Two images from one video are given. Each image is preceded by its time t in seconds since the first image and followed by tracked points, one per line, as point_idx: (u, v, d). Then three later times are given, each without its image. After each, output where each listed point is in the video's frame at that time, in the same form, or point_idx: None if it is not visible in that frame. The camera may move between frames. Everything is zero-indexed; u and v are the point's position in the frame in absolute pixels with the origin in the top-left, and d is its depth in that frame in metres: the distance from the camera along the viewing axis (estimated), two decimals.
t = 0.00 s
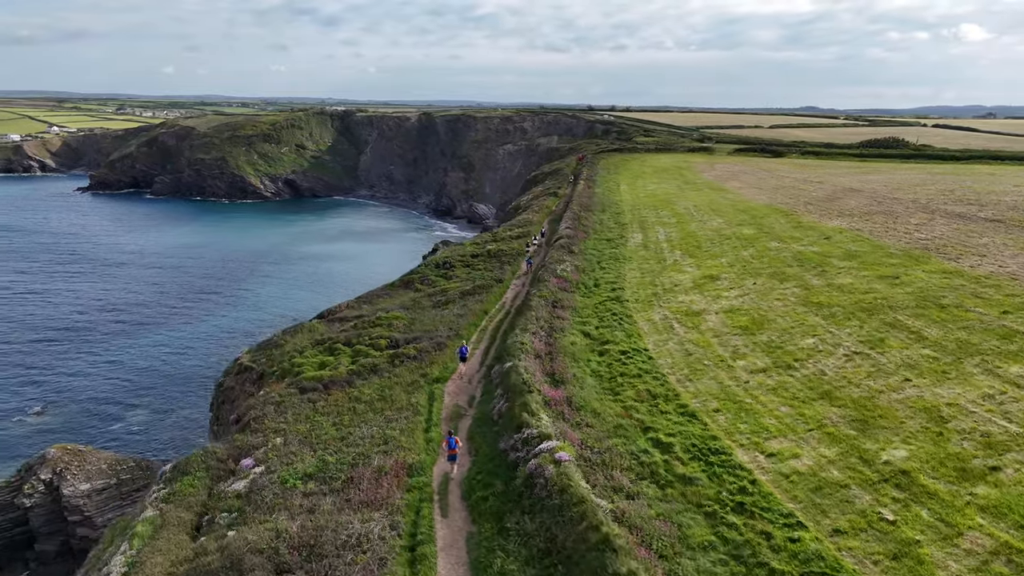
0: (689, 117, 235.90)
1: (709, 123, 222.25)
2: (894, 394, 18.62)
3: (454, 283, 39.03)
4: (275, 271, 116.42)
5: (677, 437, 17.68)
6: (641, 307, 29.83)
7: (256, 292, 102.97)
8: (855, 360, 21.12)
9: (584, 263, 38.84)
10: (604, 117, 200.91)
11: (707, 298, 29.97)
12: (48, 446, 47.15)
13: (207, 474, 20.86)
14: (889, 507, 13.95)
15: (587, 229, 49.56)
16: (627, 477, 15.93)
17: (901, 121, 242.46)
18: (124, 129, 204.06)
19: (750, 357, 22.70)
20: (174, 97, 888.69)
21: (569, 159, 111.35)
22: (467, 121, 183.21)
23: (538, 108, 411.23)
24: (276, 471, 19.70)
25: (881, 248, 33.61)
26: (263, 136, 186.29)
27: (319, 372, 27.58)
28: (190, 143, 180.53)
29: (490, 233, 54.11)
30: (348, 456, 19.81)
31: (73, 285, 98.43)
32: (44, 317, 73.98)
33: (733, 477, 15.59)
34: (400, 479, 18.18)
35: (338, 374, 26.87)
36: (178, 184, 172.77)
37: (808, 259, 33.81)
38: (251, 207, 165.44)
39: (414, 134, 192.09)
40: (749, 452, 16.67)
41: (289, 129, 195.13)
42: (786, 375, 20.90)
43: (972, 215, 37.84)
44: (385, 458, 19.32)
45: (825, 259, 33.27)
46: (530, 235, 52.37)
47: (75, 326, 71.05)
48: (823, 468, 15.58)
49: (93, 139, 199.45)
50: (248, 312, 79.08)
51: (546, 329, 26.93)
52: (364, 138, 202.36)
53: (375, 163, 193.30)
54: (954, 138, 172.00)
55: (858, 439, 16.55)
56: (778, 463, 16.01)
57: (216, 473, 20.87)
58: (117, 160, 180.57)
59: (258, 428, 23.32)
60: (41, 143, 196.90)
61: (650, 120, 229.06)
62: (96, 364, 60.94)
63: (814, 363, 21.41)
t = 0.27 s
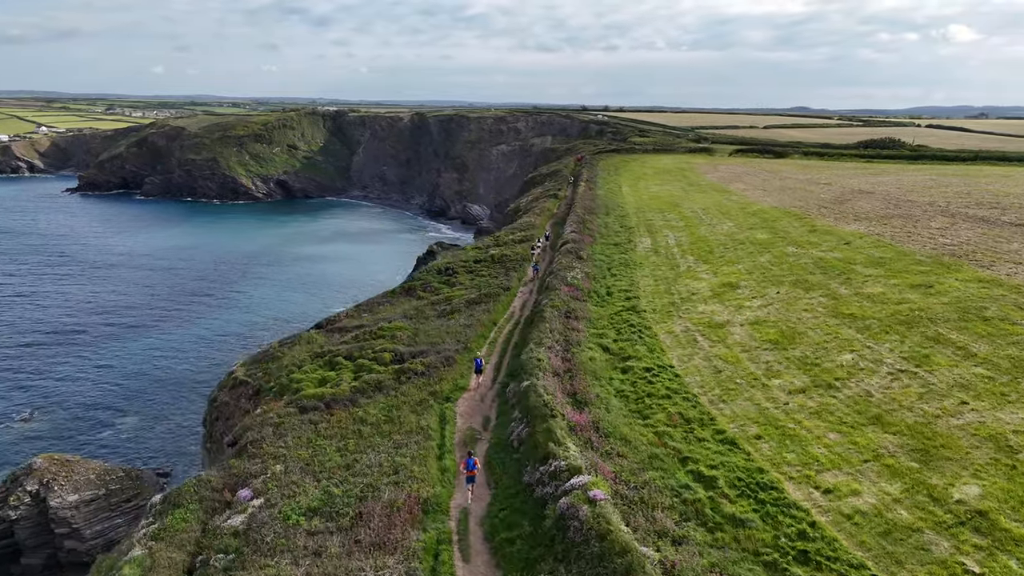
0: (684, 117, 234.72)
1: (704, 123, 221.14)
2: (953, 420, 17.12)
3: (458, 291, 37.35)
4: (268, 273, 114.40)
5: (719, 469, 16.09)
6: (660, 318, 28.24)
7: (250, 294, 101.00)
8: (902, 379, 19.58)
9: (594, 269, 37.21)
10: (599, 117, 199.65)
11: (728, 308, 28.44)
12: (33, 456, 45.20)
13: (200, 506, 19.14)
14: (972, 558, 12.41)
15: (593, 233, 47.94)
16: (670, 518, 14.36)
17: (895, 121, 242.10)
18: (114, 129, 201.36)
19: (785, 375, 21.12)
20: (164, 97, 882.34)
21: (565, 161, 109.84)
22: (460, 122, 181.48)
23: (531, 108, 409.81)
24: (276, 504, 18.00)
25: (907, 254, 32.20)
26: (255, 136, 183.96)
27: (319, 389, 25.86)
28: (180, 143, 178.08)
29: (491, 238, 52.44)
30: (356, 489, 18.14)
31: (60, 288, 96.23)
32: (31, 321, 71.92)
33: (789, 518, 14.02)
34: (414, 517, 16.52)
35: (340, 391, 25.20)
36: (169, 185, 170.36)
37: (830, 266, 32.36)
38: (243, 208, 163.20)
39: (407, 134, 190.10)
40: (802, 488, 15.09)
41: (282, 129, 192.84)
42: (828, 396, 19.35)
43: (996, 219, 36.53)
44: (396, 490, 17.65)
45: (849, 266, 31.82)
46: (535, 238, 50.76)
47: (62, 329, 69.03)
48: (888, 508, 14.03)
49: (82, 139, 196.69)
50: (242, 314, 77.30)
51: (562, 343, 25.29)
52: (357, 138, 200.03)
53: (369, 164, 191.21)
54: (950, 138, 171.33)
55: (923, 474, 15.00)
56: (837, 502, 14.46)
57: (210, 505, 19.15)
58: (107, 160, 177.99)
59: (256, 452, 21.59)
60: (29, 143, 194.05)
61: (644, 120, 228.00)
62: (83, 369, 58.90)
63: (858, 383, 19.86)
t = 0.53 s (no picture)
0: (676, 118, 233.91)
1: (696, 123, 220.23)
2: (1018, 449, 15.56)
3: (460, 300, 35.64)
4: (259, 275, 112.26)
5: (766, 508, 14.47)
6: (677, 330, 26.62)
7: (240, 297, 98.91)
8: (952, 402, 18.02)
9: (602, 275, 35.58)
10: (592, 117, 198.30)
11: (749, 320, 26.84)
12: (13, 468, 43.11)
13: (186, 544, 17.31)
14: None
15: (596, 237, 46.28)
16: (718, 570, 12.74)
17: (887, 121, 242.08)
18: (101, 129, 198.36)
19: (822, 396, 19.51)
20: (153, 96, 875.32)
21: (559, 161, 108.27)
22: (452, 122, 179.63)
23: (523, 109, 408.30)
24: (271, 545, 16.20)
25: (932, 260, 30.74)
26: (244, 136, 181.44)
27: (316, 409, 24.07)
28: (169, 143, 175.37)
29: (490, 242, 50.76)
30: (359, 527, 16.39)
31: (45, 290, 93.86)
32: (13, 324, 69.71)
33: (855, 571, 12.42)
34: (425, 562, 14.81)
35: (338, 411, 23.44)
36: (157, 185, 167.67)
37: (853, 273, 30.84)
38: (233, 209, 160.78)
39: (398, 134, 188.01)
40: (863, 533, 13.47)
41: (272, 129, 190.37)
42: (873, 421, 17.76)
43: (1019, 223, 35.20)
44: (404, 531, 15.91)
45: (872, 273, 30.31)
46: (535, 242, 49.14)
47: (46, 333, 66.85)
48: (965, 559, 12.45)
49: (69, 140, 193.64)
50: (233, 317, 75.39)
51: (576, 358, 23.61)
52: (348, 138, 197.70)
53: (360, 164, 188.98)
54: (942, 138, 170.97)
55: (998, 517, 13.41)
56: (905, 549, 12.87)
57: (197, 544, 17.33)
58: (94, 161, 175.09)
59: (248, 482, 19.76)
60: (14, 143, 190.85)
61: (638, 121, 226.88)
62: (67, 374, 56.70)
63: (904, 405, 18.28)
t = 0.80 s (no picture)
0: (665, 118, 233.17)
1: (685, 124, 219.52)
2: None
3: (458, 309, 33.84)
4: (245, 277, 109.93)
5: (820, 558, 12.85)
6: (693, 343, 24.95)
7: (227, 300, 96.71)
8: (1008, 428, 16.48)
9: (606, 283, 33.93)
10: (581, 117, 197.11)
11: (769, 332, 25.22)
12: None
13: None
14: None
15: (596, 241, 44.64)
16: None
17: (871, 121, 241.15)
18: (83, 130, 194.72)
19: (861, 419, 17.90)
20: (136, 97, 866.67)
21: (550, 162, 106.73)
22: (440, 122, 177.64)
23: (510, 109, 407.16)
24: None
25: (955, 266, 29.34)
26: (229, 137, 178.41)
27: (308, 432, 22.19)
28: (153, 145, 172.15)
29: (485, 247, 49.02)
30: None
31: (25, 293, 91.21)
32: None
33: None
34: None
35: (331, 434, 21.62)
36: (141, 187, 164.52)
37: (873, 280, 29.36)
38: (218, 210, 157.98)
39: (385, 134, 185.69)
40: None
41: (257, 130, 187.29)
42: (924, 449, 16.16)
43: None
44: None
45: (893, 280, 28.82)
46: (532, 246, 47.44)
47: (25, 337, 64.45)
48: None
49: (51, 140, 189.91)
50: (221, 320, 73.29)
51: (588, 376, 21.92)
52: (335, 138, 195.12)
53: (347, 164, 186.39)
54: (930, 138, 171.10)
55: None
56: None
57: None
58: (75, 162, 171.76)
59: (233, 517, 17.85)
60: None
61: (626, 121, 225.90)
62: (46, 380, 54.46)
63: (955, 430, 16.72)
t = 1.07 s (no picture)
0: (652, 118, 232.47)
1: (672, 124, 218.84)
2: None
3: (453, 320, 32.04)
4: (228, 279, 107.50)
5: None
6: (709, 358, 23.33)
7: (210, 303, 94.42)
8: None
9: (609, 291, 32.29)
10: (567, 118, 195.77)
11: (789, 345, 23.65)
12: None
13: None
14: None
15: (594, 246, 42.99)
16: None
17: (856, 121, 241.79)
18: (61, 130, 190.63)
19: (907, 448, 16.33)
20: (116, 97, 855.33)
21: (538, 163, 105.17)
22: (426, 122, 175.51)
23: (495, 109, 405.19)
24: None
25: (977, 273, 27.99)
26: (211, 137, 175.20)
27: (295, 460, 20.34)
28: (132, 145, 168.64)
29: (478, 252, 47.26)
30: None
31: None
32: None
33: None
34: None
35: (320, 462, 19.80)
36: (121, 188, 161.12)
37: (892, 288, 27.92)
38: (200, 212, 154.96)
39: (370, 134, 183.22)
40: None
41: (239, 130, 184.05)
42: (982, 484, 14.61)
43: None
44: None
45: (914, 288, 27.39)
46: (526, 251, 45.71)
47: None
48: None
49: (28, 141, 185.70)
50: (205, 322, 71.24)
51: (600, 398, 20.23)
52: (318, 138, 192.33)
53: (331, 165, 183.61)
54: (915, 138, 171.41)
55: None
56: None
57: None
58: (53, 163, 168.03)
59: (212, 563, 15.97)
60: None
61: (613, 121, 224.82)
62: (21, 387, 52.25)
63: (1012, 462, 15.17)
